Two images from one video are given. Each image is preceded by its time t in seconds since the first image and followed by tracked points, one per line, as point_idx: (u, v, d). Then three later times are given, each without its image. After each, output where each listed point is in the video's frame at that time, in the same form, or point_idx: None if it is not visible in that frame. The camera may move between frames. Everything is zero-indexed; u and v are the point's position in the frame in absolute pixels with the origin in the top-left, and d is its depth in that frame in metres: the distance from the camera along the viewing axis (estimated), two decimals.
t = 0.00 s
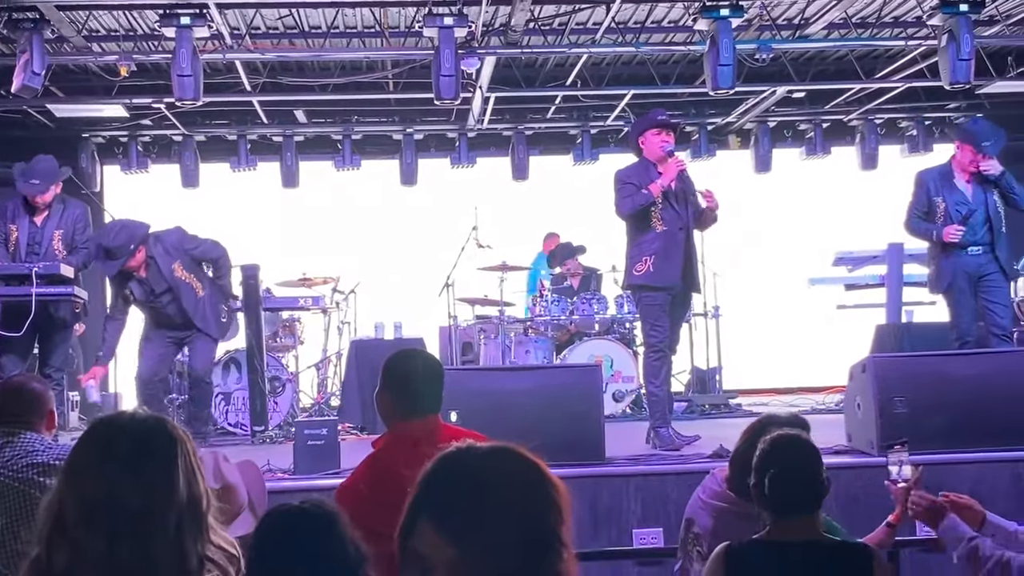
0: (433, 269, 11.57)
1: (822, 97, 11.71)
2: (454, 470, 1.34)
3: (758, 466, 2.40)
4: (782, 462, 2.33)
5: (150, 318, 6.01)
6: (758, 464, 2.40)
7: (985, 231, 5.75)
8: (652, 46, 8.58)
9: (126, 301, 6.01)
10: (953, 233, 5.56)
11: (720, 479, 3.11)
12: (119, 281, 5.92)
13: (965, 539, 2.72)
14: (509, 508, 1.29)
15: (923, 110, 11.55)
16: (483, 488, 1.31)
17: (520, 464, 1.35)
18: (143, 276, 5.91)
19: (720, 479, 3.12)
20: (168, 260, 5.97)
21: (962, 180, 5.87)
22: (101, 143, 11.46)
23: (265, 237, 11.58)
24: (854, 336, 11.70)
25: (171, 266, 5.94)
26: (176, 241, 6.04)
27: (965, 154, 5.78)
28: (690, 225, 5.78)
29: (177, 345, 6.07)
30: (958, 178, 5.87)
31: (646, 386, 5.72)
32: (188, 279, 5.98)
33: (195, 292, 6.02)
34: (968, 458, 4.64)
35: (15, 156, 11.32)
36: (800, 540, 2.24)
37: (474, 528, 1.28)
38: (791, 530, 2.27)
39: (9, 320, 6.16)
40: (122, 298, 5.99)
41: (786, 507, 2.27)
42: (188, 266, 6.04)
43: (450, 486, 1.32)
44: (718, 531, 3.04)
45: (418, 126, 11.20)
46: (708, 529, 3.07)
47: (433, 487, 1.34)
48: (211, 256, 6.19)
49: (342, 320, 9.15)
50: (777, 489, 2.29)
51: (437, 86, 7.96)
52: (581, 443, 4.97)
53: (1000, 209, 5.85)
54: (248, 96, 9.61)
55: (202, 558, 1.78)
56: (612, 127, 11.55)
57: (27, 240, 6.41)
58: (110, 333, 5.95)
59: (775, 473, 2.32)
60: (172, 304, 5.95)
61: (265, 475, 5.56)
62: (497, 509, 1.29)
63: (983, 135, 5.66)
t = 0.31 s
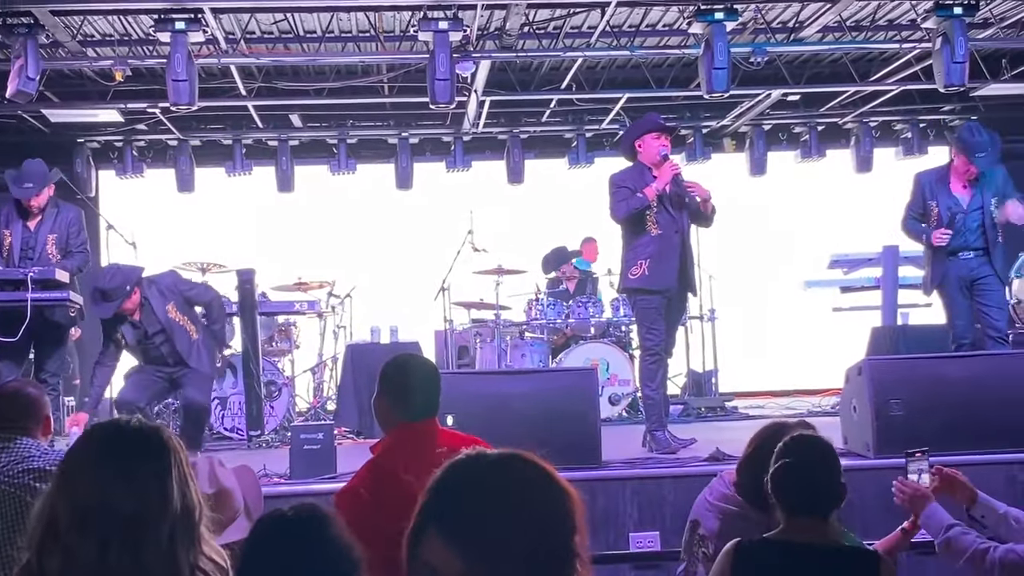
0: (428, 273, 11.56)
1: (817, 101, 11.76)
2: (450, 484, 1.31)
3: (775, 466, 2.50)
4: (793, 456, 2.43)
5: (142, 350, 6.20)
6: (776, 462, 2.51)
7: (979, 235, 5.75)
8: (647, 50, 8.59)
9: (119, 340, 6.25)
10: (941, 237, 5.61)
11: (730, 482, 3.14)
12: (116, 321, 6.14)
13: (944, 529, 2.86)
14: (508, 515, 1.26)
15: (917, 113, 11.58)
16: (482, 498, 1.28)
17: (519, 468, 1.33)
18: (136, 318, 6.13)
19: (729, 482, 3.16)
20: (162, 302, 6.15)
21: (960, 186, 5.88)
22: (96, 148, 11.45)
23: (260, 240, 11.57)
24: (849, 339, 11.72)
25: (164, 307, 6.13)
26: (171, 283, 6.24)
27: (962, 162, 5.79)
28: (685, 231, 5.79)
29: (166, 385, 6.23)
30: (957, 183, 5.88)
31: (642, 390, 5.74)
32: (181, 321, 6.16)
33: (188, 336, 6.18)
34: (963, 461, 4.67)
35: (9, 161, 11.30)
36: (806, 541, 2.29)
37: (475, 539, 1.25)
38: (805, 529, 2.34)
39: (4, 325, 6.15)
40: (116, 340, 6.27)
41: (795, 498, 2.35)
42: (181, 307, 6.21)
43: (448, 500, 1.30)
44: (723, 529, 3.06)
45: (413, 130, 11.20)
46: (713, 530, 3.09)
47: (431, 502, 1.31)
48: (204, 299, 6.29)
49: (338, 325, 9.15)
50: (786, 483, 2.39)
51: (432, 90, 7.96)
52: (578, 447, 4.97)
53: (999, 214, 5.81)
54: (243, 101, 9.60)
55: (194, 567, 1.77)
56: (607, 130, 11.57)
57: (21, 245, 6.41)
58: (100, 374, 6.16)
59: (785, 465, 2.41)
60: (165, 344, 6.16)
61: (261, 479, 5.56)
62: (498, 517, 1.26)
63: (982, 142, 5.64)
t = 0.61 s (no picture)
0: (422, 278, 11.56)
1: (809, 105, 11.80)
2: (442, 493, 1.32)
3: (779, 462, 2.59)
4: (797, 455, 2.51)
5: (134, 374, 6.39)
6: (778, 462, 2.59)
7: (968, 241, 5.76)
8: (640, 55, 8.60)
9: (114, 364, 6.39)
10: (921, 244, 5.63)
11: (732, 486, 3.14)
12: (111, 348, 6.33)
13: (937, 532, 2.89)
14: (500, 516, 1.27)
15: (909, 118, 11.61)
16: (476, 505, 1.28)
17: (510, 475, 1.33)
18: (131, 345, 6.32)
19: (731, 486, 3.16)
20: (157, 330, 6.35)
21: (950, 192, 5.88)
22: (89, 153, 11.44)
23: (252, 246, 11.58)
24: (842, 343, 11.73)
25: (160, 335, 6.34)
26: (167, 311, 6.41)
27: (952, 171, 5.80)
28: (678, 234, 5.78)
29: (161, 413, 6.40)
30: (947, 189, 5.88)
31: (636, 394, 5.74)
32: (176, 350, 6.38)
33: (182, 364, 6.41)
34: (955, 465, 4.69)
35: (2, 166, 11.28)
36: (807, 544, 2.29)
37: (470, 550, 1.25)
38: (808, 530, 2.40)
39: None
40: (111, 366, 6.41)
41: (797, 498, 2.42)
42: (176, 334, 6.42)
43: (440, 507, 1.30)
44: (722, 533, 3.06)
45: (407, 135, 11.22)
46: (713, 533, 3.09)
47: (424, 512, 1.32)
48: (198, 329, 6.49)
49: (331, 330, 9.15)
50: (788, 481, 2.47)
51: (426, 95, 7.96)
52: (571, 452, 4.97)
53: (989, 221, 5.80)
54: (236, 106, 9.61)
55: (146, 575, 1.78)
56: (600, 135, 11.59)
57: (14, 251, 6.38)
58: (92, 399, 6.30)
59: (787, 464, 2.50)
60: (159, 370, 6.38)
61: (253, 485, 5.55)
62: (492, 521, 1.27)
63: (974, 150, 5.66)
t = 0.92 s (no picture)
0: (414, 284, 11.55)
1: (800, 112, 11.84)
2: (436, 501, 1.31)
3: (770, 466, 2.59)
4: (788, 460, 2.51)
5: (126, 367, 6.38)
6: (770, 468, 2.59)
7: (961, 247, 5.77)
8: (630, 61, 8.61)
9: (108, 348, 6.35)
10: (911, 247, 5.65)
11: (731, 491, 3.13)
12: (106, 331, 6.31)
13: (931, 537, 2.86)
14: (493, 520, 1.26)
15: (900, 124, 11.64)
16: (470, 511, 1.27)
17: (502, 480, 1.32)
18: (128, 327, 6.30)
19: (729, 492, 3.15)
20: (154, 316, 6.34)
21: (941, 199, 5.88)
22: (80, 159, 11.43)
23: (242, 252, 11.55)
24: (834, 349, 11.75)
25: (156, 322, 6.32)
26: (166, 298, 6.43)
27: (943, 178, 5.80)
28: (669, 240, 5.78)
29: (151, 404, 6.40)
30: (938, 194, 5.88)
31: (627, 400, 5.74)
32: (171, 337, 6.35)
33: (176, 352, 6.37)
34: (947, 470, 4.70)
35: None
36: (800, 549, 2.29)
37: (464, 558, 1.24)
38: (797, 535, 2.40)
39: None
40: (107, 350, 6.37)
41: (790, 505, 2.41)
42: (173, 322, 6.41)
43: (433, 516, 1.30)
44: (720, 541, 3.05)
45: (398, 142, 11.24)
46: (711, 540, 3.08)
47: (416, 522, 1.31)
48: (196, 317, 6.48)
49: (322, 336, 9.13)
50: (780, 486, 2.46)
51: (417, 102, 7.96)
52: (562, 458, 4.95)
53: (981, 227, 5.80)
54: (227, 112, 9.62)
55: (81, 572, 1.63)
56: (592, 141, 11.62)
57: (4, 259, 6.35)
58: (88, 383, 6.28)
59: (780, 467, 2.49)
60: (153, 357, 6.35)
61: (244, 491, 5.52)
62: (486, 526, 1.26)
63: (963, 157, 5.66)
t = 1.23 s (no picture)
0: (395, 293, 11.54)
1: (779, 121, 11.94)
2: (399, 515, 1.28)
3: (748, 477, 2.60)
4: (766, 471, 2.52)
5: (112, 343, 6.15)
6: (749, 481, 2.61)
7: (941, 255, 5.83)
8: (611, 71, 8.65)
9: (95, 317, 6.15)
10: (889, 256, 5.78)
11: (702, 500, 3.15)
12: (98, 292, 6.17)
13: (915, 539, 2.96)
14: (464, 515, 1.23)
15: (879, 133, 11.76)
16: (442, 511, 1.24)
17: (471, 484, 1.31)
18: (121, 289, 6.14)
19: (701, 501, 3.17)
20: (145, 285, 6.14)
21: (922, 209, 5.94)
22: (59, 168, 11.36)
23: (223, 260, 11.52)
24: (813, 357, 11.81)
25: (145, 291, 6.10)
26: (160, 269, 6.22)
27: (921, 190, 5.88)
28: (651, 249, 5.81)
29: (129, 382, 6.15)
30: (919, 204, 5.95)
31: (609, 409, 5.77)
32: (158, 308, 6.10)
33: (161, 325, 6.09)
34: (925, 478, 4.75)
35: None
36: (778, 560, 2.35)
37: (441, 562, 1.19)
38: (772, 544, 2.41)
39: None
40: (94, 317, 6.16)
41: (765, 513, 2.43)
42: (164, 295, 6.17)
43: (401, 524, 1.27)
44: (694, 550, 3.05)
45: (379, 150, 11.25)
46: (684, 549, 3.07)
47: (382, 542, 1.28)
48: (187, 294, 6.20)
49: (304, 345, 9.10)
50: (756, 496, 2.48)
51: (399, 111, 7.96)
52: (544, 467, 4.96)
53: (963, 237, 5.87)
54: (208, 121, 9.59)
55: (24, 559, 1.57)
56: (573, 150, 11.67)
57: None
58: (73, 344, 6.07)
59: (756, 477, 2.52)
60: (138, 327, 6.08)
61: (225, 502, 5.50)
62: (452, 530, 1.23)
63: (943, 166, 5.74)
